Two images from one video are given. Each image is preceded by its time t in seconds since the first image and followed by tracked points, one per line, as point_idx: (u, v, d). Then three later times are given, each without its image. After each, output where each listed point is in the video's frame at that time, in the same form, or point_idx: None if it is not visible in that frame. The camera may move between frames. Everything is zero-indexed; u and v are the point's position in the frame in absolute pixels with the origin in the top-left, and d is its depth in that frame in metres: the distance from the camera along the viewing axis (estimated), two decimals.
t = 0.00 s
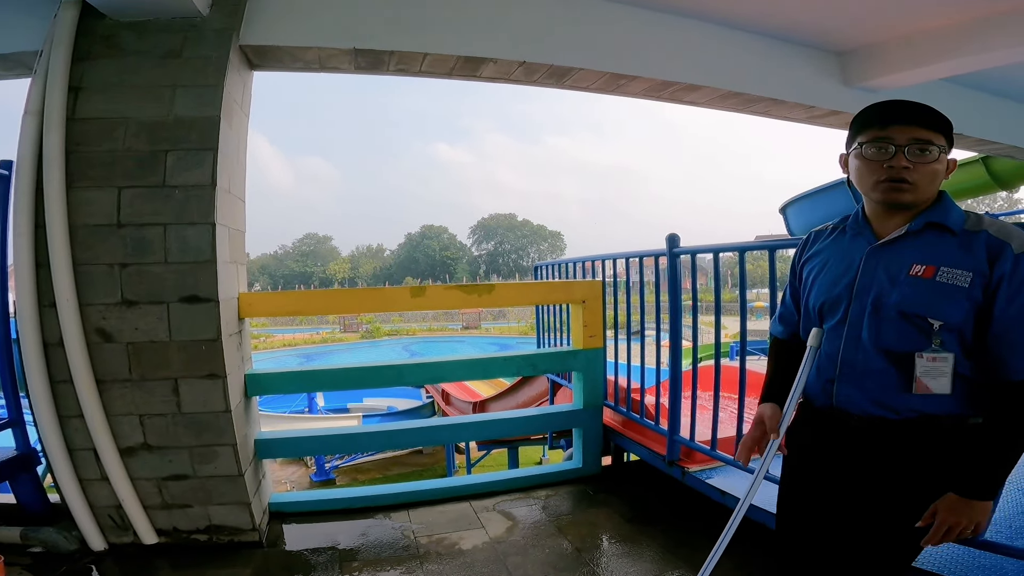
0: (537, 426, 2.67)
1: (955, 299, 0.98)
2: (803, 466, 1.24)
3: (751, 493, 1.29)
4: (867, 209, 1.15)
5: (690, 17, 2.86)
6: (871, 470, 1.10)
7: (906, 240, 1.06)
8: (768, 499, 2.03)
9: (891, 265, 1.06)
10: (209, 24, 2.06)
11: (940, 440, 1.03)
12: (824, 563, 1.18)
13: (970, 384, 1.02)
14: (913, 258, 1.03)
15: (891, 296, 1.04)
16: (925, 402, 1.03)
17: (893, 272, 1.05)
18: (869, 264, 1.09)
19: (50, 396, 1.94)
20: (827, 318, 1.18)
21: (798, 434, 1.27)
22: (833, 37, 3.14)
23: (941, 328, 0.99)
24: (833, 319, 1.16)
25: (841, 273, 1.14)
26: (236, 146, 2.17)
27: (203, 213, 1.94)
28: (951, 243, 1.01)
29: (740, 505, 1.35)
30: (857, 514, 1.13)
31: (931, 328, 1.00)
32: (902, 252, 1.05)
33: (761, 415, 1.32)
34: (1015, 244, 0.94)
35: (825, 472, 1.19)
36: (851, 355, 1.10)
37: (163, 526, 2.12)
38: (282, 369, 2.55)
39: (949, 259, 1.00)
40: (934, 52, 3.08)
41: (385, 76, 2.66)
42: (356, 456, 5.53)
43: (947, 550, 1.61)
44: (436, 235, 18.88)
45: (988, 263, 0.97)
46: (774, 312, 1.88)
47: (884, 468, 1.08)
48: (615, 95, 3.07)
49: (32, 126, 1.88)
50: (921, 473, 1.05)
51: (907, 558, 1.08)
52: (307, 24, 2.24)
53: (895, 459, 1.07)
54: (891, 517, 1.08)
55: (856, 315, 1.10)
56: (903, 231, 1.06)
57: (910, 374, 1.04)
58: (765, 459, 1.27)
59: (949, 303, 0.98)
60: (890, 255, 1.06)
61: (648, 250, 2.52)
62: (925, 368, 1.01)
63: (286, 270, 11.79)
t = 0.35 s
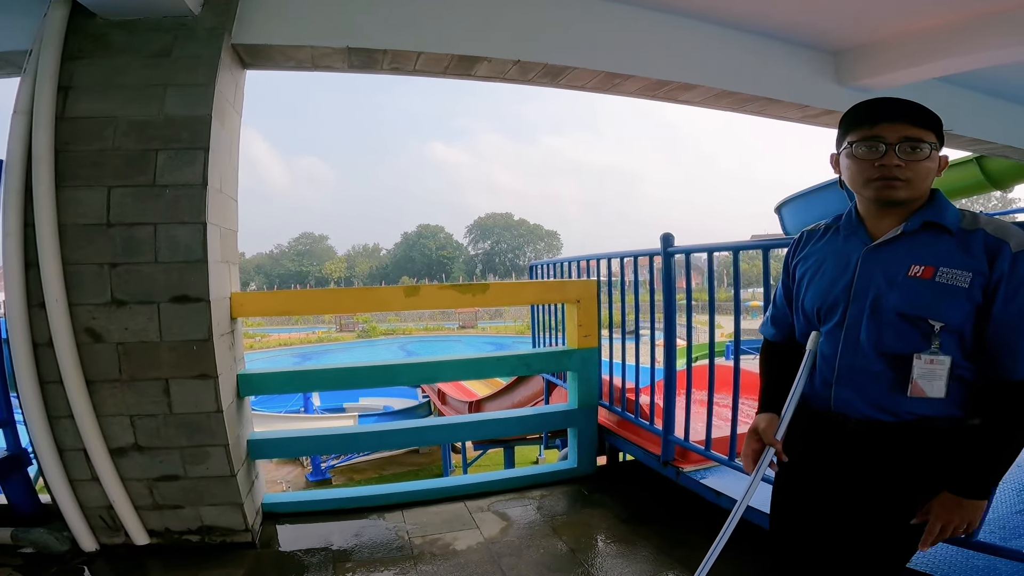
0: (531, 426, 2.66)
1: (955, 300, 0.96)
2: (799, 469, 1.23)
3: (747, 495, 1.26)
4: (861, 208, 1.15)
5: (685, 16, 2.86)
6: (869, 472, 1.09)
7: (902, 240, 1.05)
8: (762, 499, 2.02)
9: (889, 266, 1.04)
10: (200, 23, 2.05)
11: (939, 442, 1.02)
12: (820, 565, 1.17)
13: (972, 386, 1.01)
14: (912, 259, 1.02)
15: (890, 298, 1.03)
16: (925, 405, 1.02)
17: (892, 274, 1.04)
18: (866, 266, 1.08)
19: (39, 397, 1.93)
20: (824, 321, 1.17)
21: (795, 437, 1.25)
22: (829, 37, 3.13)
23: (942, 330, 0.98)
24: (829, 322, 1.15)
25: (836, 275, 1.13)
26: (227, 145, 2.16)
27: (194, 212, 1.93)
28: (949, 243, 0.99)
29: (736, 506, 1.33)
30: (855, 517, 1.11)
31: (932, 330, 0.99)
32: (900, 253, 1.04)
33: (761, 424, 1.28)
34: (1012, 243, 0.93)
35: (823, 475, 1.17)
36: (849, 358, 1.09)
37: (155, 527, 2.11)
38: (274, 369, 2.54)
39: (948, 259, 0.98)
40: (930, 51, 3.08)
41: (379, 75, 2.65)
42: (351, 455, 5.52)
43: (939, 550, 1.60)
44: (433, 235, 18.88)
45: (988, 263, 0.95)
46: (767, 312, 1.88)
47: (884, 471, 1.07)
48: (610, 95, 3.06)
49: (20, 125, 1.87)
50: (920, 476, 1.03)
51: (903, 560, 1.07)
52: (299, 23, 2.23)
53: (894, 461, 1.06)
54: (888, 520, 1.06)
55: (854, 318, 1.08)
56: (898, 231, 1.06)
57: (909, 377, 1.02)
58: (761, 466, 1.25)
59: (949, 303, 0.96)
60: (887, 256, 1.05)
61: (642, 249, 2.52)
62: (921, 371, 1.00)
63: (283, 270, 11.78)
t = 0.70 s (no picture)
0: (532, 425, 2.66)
1: (960, 297, 0.96)
2: (802, 467, 1.23)
3: (750, 493, 1.26)
4: (863, 205, 1.14)
5: (686, 15, 2.85)
6: (873, 470, 1.09)
7: (906, 237, 1.04)
8: (764, 498, 2.02)
9: (892, 263, 1.04)
10: (201, 21, 2.04)
11: (943, 440, 1.02)
12: (822, 564, 1.16)
13: (977, 384, 1.00)
14: (915, 256, 1.01)
15: (894, 295, 1.02)
16: (930, 403, 1.02)
17: (895, 271, 1.03)
18: (869, 263, 1.07)
19: (41, 396, 1.93)
20: (826, 319, 1.16)
21: (797, 436, 1.25)
22: (830, 35, 3.12)
23: (947, 327, 0.97)
24: (832, 320, 1.14)
25: (838, 273, 1.13)
26: (228, 143, 2.16)
27: (194, 210, 1.92)
28: (953, 240, 0.99)
29: (738, 504, 1.33)
30: (859, 515, 1.11)
31: (937, 327, 0.98)
32: (903, 251, 1.04)
33: (760, 421, 1.27)
34: (1018, 240, 0.92)
35: (826, 473, 1.17)
36: (852, 356, 1.09)
37: (156, 526, 2.11)
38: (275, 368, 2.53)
39: (952, 256, 0.98)
40: (931, 50, 3.07)
41: (379, 73, 2.65)
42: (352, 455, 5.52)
43: (942, 549, 1.60)
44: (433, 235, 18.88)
45: (993, 260, 0.95)
46: (769, 310, 1.88)
47: (888, 469, 1.07)
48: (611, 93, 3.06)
49: (21, 123, 1.86)
50: (923, 474, 1.03)
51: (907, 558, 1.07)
52: (300, 21, 2.22)
53: (898, 460, 1.05)
54: (892, 518, 1.06)
55: (857, 315, 1.08)
56: (901, 227, 1.05)
57: (915, 374, 1.02)
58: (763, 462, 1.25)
59: (953, 300, 0.96)
60: (891, 253, 1.05)
61: (644, 248, 2.51)
62: (931, 367, 1.00)
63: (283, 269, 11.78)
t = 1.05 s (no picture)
0: (532, 426, 2.66)
1: (960, 292, 0.96)
2: (800, 466, 1.23)
3: (747, 492, 1.27)
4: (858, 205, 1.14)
5: (685, 15, 2.85)
6: (872, 469, 1.08)
7: (902, 235, 1.04)
8: (763, 499, 2.02)
9: (890, 260, 1.04)
10: (199, 22, 2.04)
11: (943, 438, 1.02)
12: (821, 564, 1.16)
13: (979, 381, 0.99)
14: (914, 252, 1.01)
15: (894, 292, 1.02)
16: (928, 401, 1.01)
17: (894, 267, 1.03)
18: (867, 260, 1.07)
19: (39, 397, 1.92)
20: (824, 317, 1.16)
21: (796, 435, 1.25)
22: (829, 35, 3.12)
23: (947, 321, 0.97)
24: (830, 319, 1.14)
25: (836, 272, 1.13)
26: (226, 144, 2.16)
27: (193, 211, 1.92)
28: (952, 236, 0.99)
29: (736, 504, 1.32)
30: (858, 514, 1.10)
31: (938, 322, 0.98)
32: (902, 247, 1.03)
33: (756, 419, 1.27)
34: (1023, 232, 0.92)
35: (825, 472, 1.17)
36: (851, 353, 1.08)
37: (154, 527, 2.11)
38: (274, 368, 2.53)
39: (950, 252, 0.98)
40: (930, 50, 3.07)
41: (378, 74, 2.65)
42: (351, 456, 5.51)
43: (941, 549, 1.60)
44: (432, 235, 18.88)
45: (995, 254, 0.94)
46: (767, 311, 1.87)
47: (887, 467, 1.06)
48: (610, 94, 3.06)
49: (19, 124, 1.86)
50: (923, 473, 1.03)
51: (905, 558, 1.06)
52: (298, 21, 2.22)
53: (898, 458, 1.05)
54: (892, 518, 1.05)
55: (857, 313, 1.08)
56: (898, 226, 1.05)
57: (910, 367, 1.02)
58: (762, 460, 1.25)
59: (953, 295, 0.96)
60: (889, 250, 1.05)
61: (643, 249, 2.51)
62: (926, 362, 0.99)
63: (282, 270, 11.78)
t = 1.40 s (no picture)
0: (528, 427, 2.66)
1: (945, 293, 0.96)
2: (795, 469, 1.23)
3: (742, 493, 1.27)
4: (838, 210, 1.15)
5: (681, 16, 2.86)
6: (866, 471, 1.09)
7: (883, 239, 1.04)
8: (759, 499, 2.02)
9: (873, 264, 1.04)
10: (195, 23, 2.04)
11: (936, 439, 1.02)
12: (816, 565, 1.16)
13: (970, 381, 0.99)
14: (895, 255, 1.01)
15: (880, 298, 1.02)
16: (919, 403, 1.02)
17: (878, 272, 1.03)
18: (851, 266, 1.07)
19: (34, 399, 1.92)
20: (814, 321, 1.17)
21: (790, 437, 1.26)
22: (825, 36, 3.13)
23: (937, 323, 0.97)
24: (820, 323, 1.16)
25: (823, 277, 1.14)
26: (222, 145, 2.16)
27: (189, 212, 1.92)
28: (930, 236, 0.98)
29: (731, 505, 1.32)
30: (853, 517, 1.10)
31: (926, 324, 0.98)
32: (885, 251, 1.03)
33: (749, 423, 1.27)
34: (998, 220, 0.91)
35: (820, 474, 1.17)
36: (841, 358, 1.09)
37: (151, 528, 2.11)
38: (270, 369, 2.53)
39: (931, 252, 0.97)
40: (926, 51, 3.08)
41: (375, 74, 2.65)
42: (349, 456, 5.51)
43: (936, 549, 1.61)
44: (430, 235, 18.89)
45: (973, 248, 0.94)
46: (762, 311, 1.88)
47: (881, 469, 1.06)
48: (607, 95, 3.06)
49: (14, 125, 1.86)
50: (916, 474, 1.03)
51: (901, 559, 1.06)
52: (295, 23, 2.22)
53: (892, 459, 1.05)
54: (886, 520, 1.05)
55: (845, 318, 1.08)
56: (879, 232, 1.05)
57: (913, 370, 1.01)
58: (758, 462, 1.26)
59: (938, 297, 0.96)
60: (872, 255, 1.05)
61: (639, 249, 2.51)
62: (927, 363, 0.99)
63: (280, 270, 11.77)
